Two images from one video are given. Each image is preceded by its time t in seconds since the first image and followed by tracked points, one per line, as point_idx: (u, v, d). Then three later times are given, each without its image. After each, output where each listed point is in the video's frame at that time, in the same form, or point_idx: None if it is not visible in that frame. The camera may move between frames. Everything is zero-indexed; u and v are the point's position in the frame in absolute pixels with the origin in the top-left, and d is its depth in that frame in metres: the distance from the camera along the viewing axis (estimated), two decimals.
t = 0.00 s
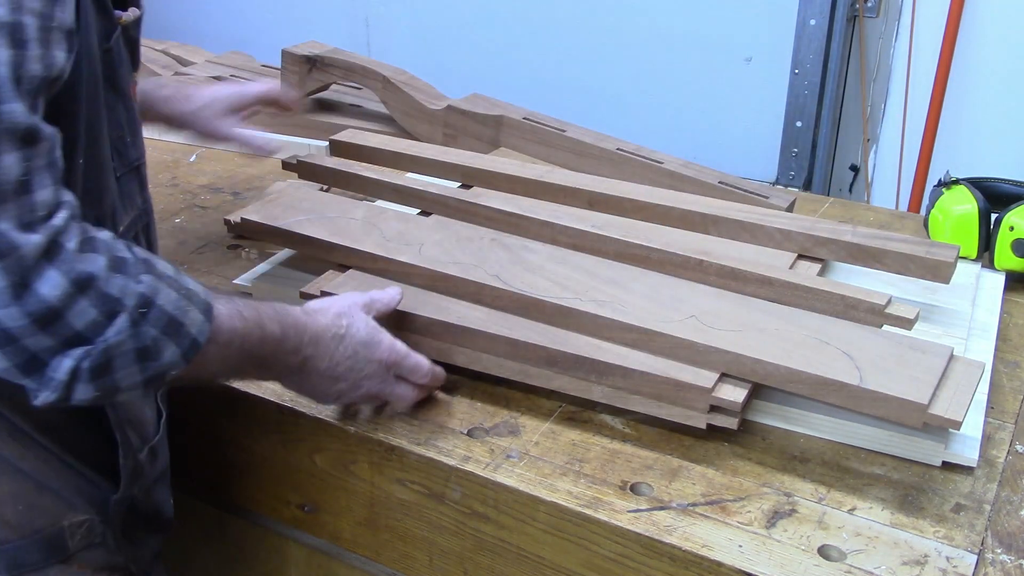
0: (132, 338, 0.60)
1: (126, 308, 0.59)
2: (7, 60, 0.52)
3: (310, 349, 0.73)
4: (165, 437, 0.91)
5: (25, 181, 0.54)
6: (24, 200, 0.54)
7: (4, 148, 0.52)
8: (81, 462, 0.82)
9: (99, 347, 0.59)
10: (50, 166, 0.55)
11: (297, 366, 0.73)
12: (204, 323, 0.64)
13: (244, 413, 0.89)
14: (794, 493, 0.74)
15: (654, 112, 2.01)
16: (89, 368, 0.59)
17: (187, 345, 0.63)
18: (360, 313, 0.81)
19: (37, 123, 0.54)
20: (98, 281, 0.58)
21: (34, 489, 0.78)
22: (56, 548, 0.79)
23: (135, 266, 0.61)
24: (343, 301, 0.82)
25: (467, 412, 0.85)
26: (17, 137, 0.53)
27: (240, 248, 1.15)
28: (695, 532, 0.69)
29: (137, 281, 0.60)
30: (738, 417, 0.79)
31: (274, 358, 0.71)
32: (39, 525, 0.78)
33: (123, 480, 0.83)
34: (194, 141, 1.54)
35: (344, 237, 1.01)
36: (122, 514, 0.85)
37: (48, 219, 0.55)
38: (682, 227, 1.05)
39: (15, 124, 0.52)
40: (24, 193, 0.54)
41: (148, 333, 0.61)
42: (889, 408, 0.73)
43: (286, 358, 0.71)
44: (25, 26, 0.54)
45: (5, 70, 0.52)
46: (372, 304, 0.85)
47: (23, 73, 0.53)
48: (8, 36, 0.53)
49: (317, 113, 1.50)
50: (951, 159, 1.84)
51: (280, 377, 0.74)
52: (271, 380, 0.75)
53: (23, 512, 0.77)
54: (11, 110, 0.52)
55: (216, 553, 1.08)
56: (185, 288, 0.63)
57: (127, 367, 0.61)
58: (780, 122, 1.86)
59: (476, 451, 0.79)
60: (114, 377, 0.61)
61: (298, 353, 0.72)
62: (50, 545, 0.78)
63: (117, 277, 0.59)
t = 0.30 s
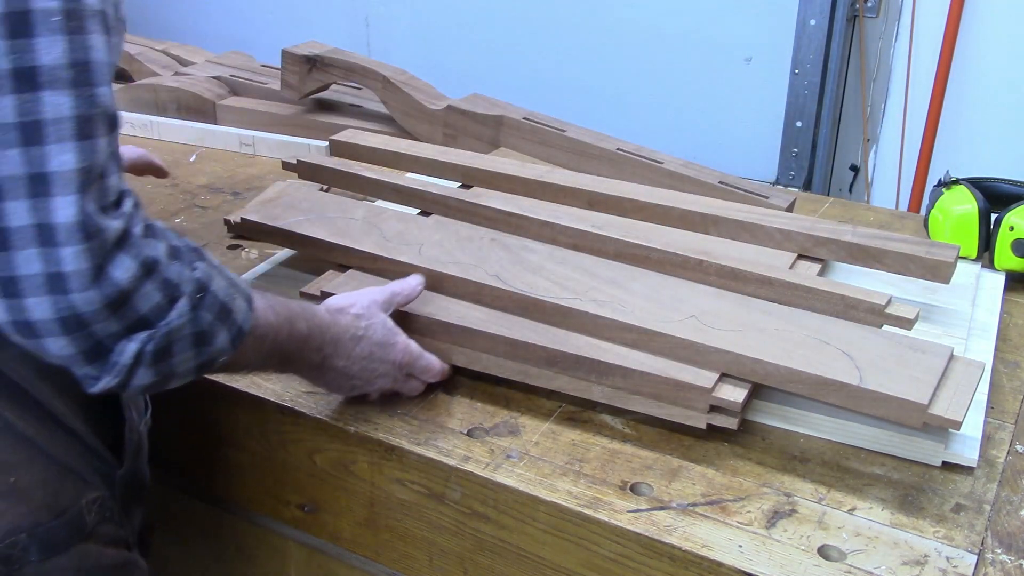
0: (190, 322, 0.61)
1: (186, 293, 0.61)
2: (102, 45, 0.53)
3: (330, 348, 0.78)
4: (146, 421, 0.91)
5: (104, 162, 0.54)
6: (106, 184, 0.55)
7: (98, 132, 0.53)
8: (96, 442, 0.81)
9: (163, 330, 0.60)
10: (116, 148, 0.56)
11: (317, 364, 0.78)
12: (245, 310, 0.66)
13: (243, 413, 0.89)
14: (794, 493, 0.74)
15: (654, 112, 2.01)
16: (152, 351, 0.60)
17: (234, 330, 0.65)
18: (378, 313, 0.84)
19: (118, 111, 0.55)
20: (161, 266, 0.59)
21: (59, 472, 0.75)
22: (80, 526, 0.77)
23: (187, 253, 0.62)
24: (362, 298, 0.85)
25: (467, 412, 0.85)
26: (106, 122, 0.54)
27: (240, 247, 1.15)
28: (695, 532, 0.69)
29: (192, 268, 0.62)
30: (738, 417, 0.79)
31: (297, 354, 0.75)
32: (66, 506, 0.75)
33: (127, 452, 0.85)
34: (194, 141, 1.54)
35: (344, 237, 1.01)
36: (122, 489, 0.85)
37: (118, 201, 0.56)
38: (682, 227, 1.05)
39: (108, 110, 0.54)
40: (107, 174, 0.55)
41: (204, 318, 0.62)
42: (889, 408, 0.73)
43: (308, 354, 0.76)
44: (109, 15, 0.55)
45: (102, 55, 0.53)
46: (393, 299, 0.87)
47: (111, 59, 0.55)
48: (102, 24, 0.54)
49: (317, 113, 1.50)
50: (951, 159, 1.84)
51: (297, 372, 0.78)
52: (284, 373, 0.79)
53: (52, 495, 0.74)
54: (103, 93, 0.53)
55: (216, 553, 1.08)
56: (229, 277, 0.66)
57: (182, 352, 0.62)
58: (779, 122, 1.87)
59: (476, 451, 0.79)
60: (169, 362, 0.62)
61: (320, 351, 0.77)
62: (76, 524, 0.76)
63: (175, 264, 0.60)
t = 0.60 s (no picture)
0: (223, 300, 0.64)
1: (220, 272, 0.63)
2: (149, 24, 0.56)
3: (339, 349, 0.79)
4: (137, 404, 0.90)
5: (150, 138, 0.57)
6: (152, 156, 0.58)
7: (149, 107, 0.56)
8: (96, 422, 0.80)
9: (201, 305, 0.62)
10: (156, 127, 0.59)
11: (326, 364, 0.79)
12: (270, 296, 0.69)
13: (243, 412, 0.89)
14: (794, 493, 0.74)
15: (654, 112, 2.01)
16: (188, 325, 0.62)
17: (260, 312, 0.68)
18: (387, 319, 0.85)
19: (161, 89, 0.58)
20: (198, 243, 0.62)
21: (64, 453, 0.75)
22: (84, 505, 0.77)
23: (218, 238, 0.65)
24: (373, 305, 0.86)
25: (467, 412, 0.85)
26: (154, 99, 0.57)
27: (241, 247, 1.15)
28: (695, 531, 0.69)
29: (224, 250, 0.65)
30: (738, 417, 0.79)
31: (309, 355, 0.77)
32: (70, 487, 0.75)
33: (125, 432, 0.84)
34: (195, 141, 1.54)
35: (344, 237, 1.01)
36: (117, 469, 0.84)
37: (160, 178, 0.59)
38: (682, 227, 1.05)
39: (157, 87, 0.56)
40: (156, 148, 0.57)
41: (236, 297, 0.65)
42: (889, 408, 0.73)
43: (320, 357, 0.78)
44: None
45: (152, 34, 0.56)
46: (406, 306, 0.88)
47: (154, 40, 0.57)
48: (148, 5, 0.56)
49: (317, 113, 1.50)
50: (951, 159, 1.84)
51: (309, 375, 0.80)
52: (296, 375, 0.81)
53: (58, 476, 0.74)
54: (154, 70, 0.56)
55: (216, 552, 1.08)
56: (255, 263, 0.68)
57: (215, 329, 0.64)
58: (779, 122, 1.87)
59: (476, 451, 0.79)
60: (202, 338, 0.63)
61: (329, 351, 0.78)
62: (80, 503, 0.76)
63: (208, 244, 0.63)
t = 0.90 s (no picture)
0: (223, 293, 0.63)
1: (221, 265, 0.63)
2: (144, 18, 0.56)
3: (343, 354, 0.79)
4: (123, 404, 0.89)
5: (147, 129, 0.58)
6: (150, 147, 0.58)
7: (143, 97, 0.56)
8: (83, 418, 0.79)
9: (201, 297, 0.61)
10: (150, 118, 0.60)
11: (330, 370, 0.79)
12: (270, 294, 0.69)
13: (243, 412, 0.90)
14: (795, 494, 0.74)
15: (654, 112, 2.01)
16: (188, 317, 0.61)
17: (260, 308, 0.67)
18: (389, 322, 0.85)
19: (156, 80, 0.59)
20: (197, 236, 0.62)
21: (50, 447, 0.74)
22: (70, 500, 0.76)
23: (220, 234, 0.65)
24: (374, 309, 0.86)
25: (467, 412, 0.85)
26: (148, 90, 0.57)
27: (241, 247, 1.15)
28: (695, 532, 0.69)
29: (224, 245, 0.65)
30: (738, 417, 0.79)
31: (313, 360, 0.77)
32: (55, 481, 0.74)
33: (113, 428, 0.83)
34: (195, 141, 1.54)
35: (344, 237, 1.01)
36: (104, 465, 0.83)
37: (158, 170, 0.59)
38: (682, 227, 1.05)
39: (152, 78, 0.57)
40: (153, 139, 0.58)
41: (236, 290, 0.64)
42: (888, 408, 0.73)
43: (322, 362, 0.77)
44: None
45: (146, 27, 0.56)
46: (406, 307, 0.88)
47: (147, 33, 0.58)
48: None
49: (317, 113, 1.50)
50: (951, 159, 1.84)
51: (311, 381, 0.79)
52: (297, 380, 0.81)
53: (44, 469, 0.73)
54: (149, 61, 0.56)
55: (217, 552, 1.08)
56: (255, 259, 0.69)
57: (215, 323, 0.64)
58: (779, 122, 1.86)
59: (476, 451, 0.79)
60: (202, 331, 0.63)
61: (333, 355, 0.78)
62: (66, 497, 0.75)
63: (208, 238, 0.63)
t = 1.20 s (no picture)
0: (209, 286, 0.63)
1: (206, 259, 0.63)
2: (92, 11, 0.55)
3: (343, 357, 0.79)
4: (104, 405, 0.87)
5: (113, 124, 0.57)
6: (117, 139, 0.58)
7: (97, 90, 0.56)
8: (58, 419, 0.76)
9: (183, 289, 0.61)
10: (122, 111, 0.59)
11: (329, 373, 0.79)
12: (262, 292, 0.69)
13: (243, 412, 0.89)
14: (795, 493, 0.74)
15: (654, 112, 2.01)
16: (171, 309, 0.61)
17: (250, 302, 0.67)
18: (391, 326, 0.85)
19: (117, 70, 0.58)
20: (183, 229, 0.62)
21: (25, 445, 0.72)
22: (45, 500, 0.74)
23: (210, 227, 0.65)
24: (376, 313, 0.86)
25: (467, 412, 0.85)
26: (104, 82, 0.57)
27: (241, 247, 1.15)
28: (695, 532, 0.69)
29: (214, 239, 0.65)
30: (738, 417, 0.79)
31: (312, 363, 0.77)
32: (30, 479, 0.72)
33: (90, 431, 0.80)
34: (195, 141, 1.54)
35: (344, 237, 1.01)
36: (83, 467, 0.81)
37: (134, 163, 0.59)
38: (682, 227, 1.05)
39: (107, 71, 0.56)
40: (115, 131, 0.57)
41: (223, 284, 0.64)
42: (888, 408, 0.73)
43: (321, 364, 0.77)
44: None
45: (94, 22, 0.55)
46: (408, 310, 0.88)
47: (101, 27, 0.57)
48: None
49: (317, 113, 1.50)
50: (951, 159, 1.84)
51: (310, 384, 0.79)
52: (296, 383, 0.81)
53: (18, 467, 0.71)
54: (99, 56, 0.55)
55: (216, 552, 1.08)
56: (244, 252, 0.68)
57: (201, 316, 0.64)
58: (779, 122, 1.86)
59: (476, 451, 0.79)
60: (188, 324, 0.63)
61: (332, 358, 0.78)
62: (41, 496, 0.73)
63: (196, 231, 0.63)
